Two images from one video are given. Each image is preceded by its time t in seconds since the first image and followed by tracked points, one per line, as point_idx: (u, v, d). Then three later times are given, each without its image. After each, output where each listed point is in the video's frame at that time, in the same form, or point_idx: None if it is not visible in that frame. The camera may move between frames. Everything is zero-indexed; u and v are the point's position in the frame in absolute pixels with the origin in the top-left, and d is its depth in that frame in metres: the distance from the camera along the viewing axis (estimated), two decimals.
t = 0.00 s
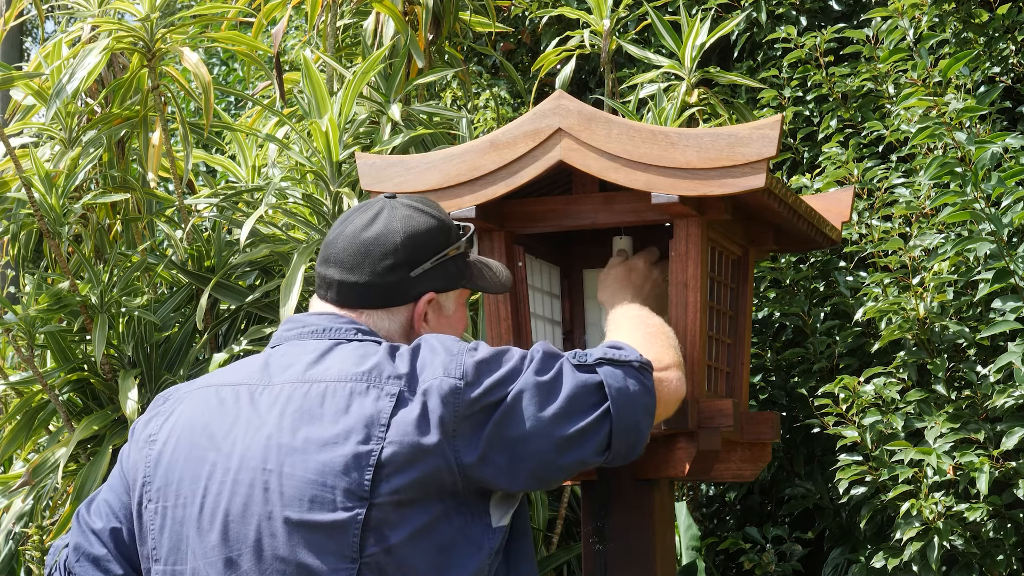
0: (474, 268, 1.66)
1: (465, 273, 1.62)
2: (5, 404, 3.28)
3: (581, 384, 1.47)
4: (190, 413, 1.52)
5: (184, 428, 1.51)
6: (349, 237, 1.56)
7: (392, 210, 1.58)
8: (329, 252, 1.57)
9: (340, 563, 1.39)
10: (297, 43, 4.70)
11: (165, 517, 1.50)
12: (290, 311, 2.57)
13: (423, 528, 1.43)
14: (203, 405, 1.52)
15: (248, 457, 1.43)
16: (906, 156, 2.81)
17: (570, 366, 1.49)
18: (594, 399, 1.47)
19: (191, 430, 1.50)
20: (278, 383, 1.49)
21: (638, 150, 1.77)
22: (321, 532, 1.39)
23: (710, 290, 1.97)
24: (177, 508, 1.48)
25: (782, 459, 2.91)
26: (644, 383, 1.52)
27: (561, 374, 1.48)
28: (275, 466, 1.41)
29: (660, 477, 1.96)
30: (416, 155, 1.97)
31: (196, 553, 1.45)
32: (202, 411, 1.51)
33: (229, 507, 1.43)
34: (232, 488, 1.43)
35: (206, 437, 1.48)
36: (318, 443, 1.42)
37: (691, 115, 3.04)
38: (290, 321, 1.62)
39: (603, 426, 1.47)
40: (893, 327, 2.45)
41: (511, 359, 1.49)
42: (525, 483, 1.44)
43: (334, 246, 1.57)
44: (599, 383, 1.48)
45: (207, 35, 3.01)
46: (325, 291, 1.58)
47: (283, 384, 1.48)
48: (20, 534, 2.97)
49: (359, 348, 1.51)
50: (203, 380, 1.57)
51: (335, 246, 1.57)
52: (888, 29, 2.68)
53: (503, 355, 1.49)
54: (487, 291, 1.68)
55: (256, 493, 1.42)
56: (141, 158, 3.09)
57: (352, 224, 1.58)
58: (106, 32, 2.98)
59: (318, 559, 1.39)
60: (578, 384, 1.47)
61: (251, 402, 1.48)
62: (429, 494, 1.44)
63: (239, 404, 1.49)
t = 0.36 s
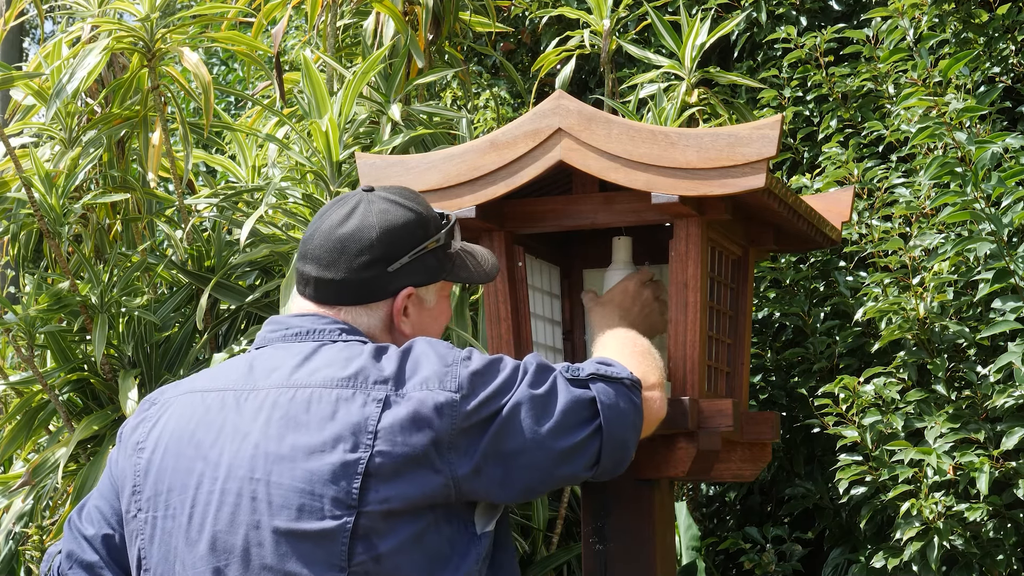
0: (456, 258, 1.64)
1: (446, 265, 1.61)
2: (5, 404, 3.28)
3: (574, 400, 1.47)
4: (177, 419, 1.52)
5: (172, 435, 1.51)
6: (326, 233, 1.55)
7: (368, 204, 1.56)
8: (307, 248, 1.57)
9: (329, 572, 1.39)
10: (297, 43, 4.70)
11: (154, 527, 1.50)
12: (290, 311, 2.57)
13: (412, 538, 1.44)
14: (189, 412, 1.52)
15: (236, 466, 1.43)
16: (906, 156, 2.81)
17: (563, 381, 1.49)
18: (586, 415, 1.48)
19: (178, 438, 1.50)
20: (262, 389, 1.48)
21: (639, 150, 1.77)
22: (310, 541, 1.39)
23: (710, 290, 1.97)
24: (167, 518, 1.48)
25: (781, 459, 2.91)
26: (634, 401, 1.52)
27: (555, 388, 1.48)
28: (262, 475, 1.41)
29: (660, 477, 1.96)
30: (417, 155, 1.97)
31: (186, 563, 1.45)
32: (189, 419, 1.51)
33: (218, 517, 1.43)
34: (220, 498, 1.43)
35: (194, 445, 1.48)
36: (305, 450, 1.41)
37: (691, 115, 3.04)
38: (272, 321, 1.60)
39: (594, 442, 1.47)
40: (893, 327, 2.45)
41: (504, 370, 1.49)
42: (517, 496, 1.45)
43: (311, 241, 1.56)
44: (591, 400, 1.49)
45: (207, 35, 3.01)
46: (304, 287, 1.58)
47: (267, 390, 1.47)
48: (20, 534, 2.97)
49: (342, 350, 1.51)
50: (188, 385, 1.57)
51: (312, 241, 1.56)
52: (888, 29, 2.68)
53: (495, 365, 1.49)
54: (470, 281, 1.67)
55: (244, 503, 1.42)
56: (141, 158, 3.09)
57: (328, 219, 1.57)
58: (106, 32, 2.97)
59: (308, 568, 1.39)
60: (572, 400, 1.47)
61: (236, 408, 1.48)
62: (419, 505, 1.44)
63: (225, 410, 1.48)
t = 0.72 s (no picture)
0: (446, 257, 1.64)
1: (436, 264, 1.61)
2: (5, 404, 3.28)
3: (572, 395, 1.47)
4: (175, 422, 1.51)
5: (171, 438, 1.50)
6: (314, 230, 1.55)
7: (357, 202, 1.56)
8: (296, 246, 1.56)
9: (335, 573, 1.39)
10: (297, 43, 4.70)
11: (156, 530, 1.49)
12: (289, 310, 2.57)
13: (415, 536, 1.44)
14: (188, 414, 1.51)
15: (239, 469, 1.42)
16: (906, 156, 2.81)
17: (560, 376, 1.49)
18: (584, 410, 1.48)
19: (178, 440, 1.49)
20: (262, 390, 1.47)
21: (638, 150, 1.77)
22: (317, 543, 1.39)
23: (710, 290, 1.97)
24: (168, 521, 1.48)
25: (782, 459, 2.91)
26: (630, 395, 1.53)
27: (553, 384, 1.48)
28: (267, 477, 1.41)
29: (660, 477, 1.96)
30: (417, 156, 1.97)
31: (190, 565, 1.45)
32: (188, 421, 1.50)
33: (222, 520, 1.42)
34: (224, 500, 1.42)
35: (194, 448, 1.47)
36: (309, 452, 1.41)
37: (691, 115, 3.04)
38: (269, 321, 1.59)
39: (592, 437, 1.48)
40: (893, 327, 2.46)
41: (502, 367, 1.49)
42: (515, 490, 1.46)
43: (300, 239, 1.56)
44: (589, 394, 1.49)
45: (207, 35, 3.01)
46: (294, 285, 1.58)
47: (268, 391, 1.47)
48: (20, 534, 2.96)
49: (343, 349, 1.51)
50: (184, 387, 1.56)
51: (301, 239, 1.56)
52: (888, 29, 2.68)
53: (493, 362, 1.49)
54: (460, 279, 1.67)
55: (248, 505, 1.41)
56: (141, 158, 3.09)
57: (317, 216, 1.57)
58: (106, 32, 2.97)
59: (315, 570, 1.39)
60: (569, 396, 1.47)
61: (236, 409, 1.47)
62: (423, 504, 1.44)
63: (225, 412, 1.48)
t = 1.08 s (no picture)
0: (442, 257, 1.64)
1: (432, 262, 1.61)
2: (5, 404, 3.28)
3: (574, 391, 1.47)
4: (178, 423, 1.51)
5: (175, 439, 1.50)
6: (311, 223, 1.56)
7: (355, 196, 1.57)
8: (292, 238, 1.57)
9: (344, 571, 1.39)
10: (297, 43, 4.70)
11: (161, 530, 1.49)
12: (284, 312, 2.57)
13: (421, 534, 1.44)
14: (191, 414, 1.51)
15: (245, 469, 1.42)
16: (906, 157, 2.81)
17: (561, 371, 1.49)
18: (585, 406, 1.48)
19: (182, 441, 1.49)
20: (267, 390, 1.47)
21: (638, 150, 1.77)
22: (326, 541, 1.39)
23: (710, 290, 1.97)
24: (174, 521, 1.48)
25: (782, 459, 2.91)
26: (630, 389, 1.53)
27: (555, 379, 1.48)
28: (275, 477, 1.41)
29: (660, 477, 1.96)
30: (417, 155, 1.97)
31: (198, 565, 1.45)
32: (191, 422, 1.50)
33: (230, 519, 1.42)
34: (231, 500, 1.42)
35: (198, 449, 1.47)
36: (316, 450, 1.41)
37: (691, 115, 3.04)
38: (269, 321, 1.59)
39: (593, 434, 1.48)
40: (893, 327, 2.46)
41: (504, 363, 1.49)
42: (519, 486, 1.46)
43: (297, 232, 1.57)
44: (590, 390, 1.49)
45: (207, 35, 3.01)
46: (288, 277, 1.58)
47: (272, 390, 1.47)
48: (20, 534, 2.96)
49: (344, 348, 1.51)
50: (186, 388, 1.55)
51: (298, 232, 1.57)
52: (888, 29, 2.68)
53: (496, 358, 1.49)
54: (455, 281, 1.66)
55: (255, 505, 1.41)
56: (142, 158, 3.09)
57: (315, 210, 1.58)
58: (106, 32, 2.97)
59: (323, 569, 1.39)
60: (571, 393, 1.47)
61: (240, 409, 1.47)
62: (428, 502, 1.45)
63: (229, 412, 1.47)
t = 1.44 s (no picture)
0: (437, 254, 1.64)
1: (427, 258, 1.61)
2: (5, 404, 3.28)
3: (574, 390, 1.47)
4: (179, 425, 1.51)
5: (177, 441, 1.50)
6: (306, 219, 1.56)
7: (350, 192, 1.58)
8: (287, 234, 1.57)
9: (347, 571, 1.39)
10: (297, 43, 4.70)
11: (163, 533, 1.49)
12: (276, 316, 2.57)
13: (423, 533, 1.44)
14: (193, 417, 1.51)
15: (247, 469, 1.42)
16: (906, 157, 2.81)
17: (561, 370, 1.49)
18: (586, 404, 1.48)
19: (184, 443, 1.49)
20: (268, 390, 1.47)
21: (638, 150, 1.77)
22: (329, 540, 1.39)
23: (710, 290, 1.97)
24: (177, 523, 1.48)
25: (782, 459, 2.91)
26: (630, 387, 1.53)
27: (555, 378, 1.48)
28: (277, 477, 1.41)
29: (660, 477, 1.96)
30: (417, 155, 1.97)
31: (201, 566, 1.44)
32: (193, 424, 1.50)
33: (233, 519, 1.42)
34: (234, 500, 1.42)
35: (200, 450, 1.47)
36: (318, 450, 1.41)
37: (691, 115, 3.04)
38: (268, 322, 1.59)
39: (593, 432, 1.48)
40: (893, 327, 2.46)
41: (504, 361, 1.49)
42: (520, 485, 1.46)
43: (292, 229, 1.57)
44: (590, 388, 1.48)
45: (207, 35, 3.00)
46: (283, 274, 1.58)
47: (274, 391, 1.47)
48: (20, 534, 2.96)
49: (344, 347, 1.51)
50: (187, 390, 1.55)
51: (293, 228, 1.57)
52: (888, 29, 2.67)
53: (496, 357, 1.49)
54: (450, 278, 1.66)
55: (258, 505, 1.41)
56: (142, 158, 3.09)
57: (309, 206, 1.58)
58: (106, 32, 2.98)
59: (326, 568, 1.39)
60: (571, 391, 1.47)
61: (242, 411, 1.47)
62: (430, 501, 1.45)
63: (230, 413, 1.47)
